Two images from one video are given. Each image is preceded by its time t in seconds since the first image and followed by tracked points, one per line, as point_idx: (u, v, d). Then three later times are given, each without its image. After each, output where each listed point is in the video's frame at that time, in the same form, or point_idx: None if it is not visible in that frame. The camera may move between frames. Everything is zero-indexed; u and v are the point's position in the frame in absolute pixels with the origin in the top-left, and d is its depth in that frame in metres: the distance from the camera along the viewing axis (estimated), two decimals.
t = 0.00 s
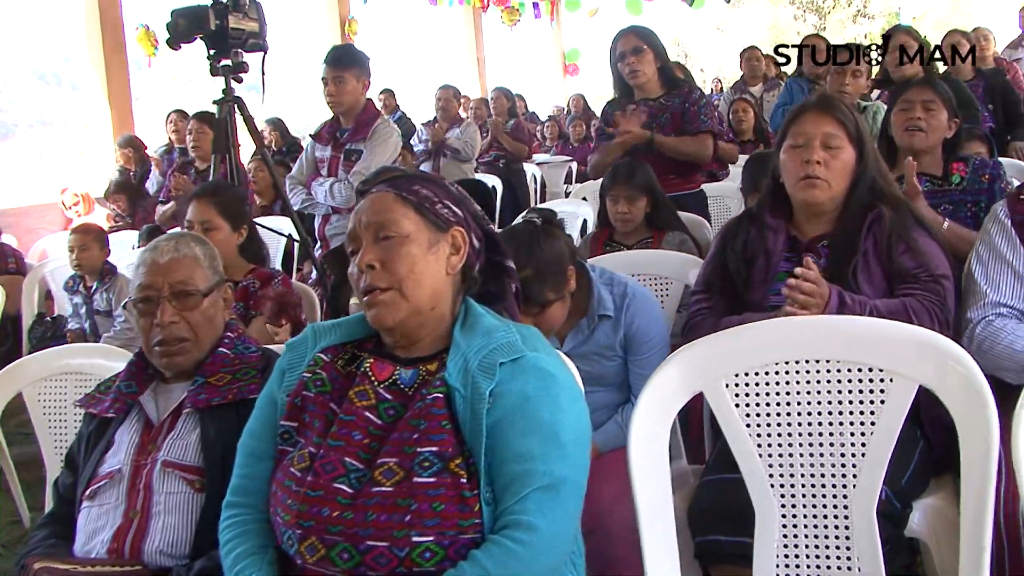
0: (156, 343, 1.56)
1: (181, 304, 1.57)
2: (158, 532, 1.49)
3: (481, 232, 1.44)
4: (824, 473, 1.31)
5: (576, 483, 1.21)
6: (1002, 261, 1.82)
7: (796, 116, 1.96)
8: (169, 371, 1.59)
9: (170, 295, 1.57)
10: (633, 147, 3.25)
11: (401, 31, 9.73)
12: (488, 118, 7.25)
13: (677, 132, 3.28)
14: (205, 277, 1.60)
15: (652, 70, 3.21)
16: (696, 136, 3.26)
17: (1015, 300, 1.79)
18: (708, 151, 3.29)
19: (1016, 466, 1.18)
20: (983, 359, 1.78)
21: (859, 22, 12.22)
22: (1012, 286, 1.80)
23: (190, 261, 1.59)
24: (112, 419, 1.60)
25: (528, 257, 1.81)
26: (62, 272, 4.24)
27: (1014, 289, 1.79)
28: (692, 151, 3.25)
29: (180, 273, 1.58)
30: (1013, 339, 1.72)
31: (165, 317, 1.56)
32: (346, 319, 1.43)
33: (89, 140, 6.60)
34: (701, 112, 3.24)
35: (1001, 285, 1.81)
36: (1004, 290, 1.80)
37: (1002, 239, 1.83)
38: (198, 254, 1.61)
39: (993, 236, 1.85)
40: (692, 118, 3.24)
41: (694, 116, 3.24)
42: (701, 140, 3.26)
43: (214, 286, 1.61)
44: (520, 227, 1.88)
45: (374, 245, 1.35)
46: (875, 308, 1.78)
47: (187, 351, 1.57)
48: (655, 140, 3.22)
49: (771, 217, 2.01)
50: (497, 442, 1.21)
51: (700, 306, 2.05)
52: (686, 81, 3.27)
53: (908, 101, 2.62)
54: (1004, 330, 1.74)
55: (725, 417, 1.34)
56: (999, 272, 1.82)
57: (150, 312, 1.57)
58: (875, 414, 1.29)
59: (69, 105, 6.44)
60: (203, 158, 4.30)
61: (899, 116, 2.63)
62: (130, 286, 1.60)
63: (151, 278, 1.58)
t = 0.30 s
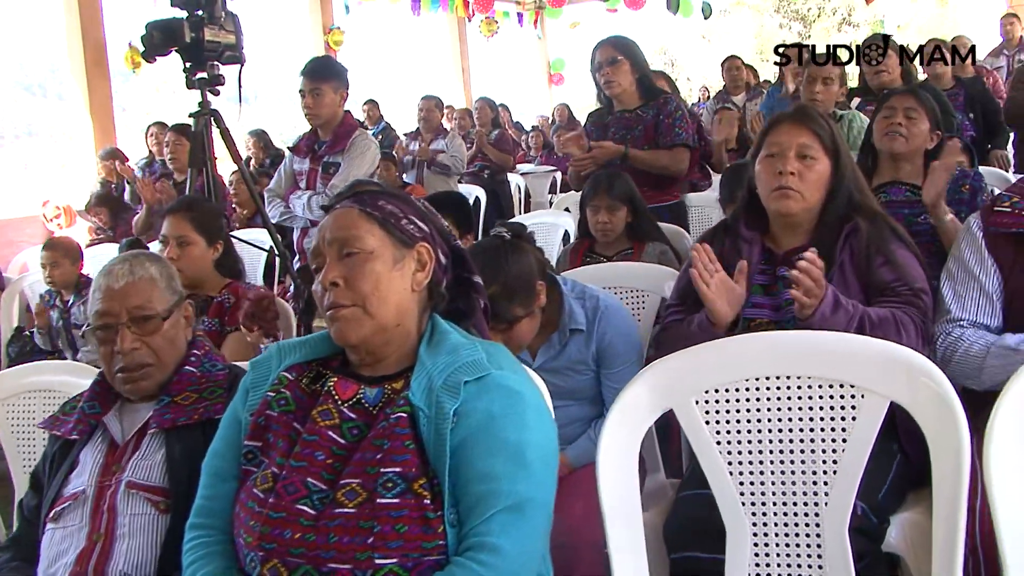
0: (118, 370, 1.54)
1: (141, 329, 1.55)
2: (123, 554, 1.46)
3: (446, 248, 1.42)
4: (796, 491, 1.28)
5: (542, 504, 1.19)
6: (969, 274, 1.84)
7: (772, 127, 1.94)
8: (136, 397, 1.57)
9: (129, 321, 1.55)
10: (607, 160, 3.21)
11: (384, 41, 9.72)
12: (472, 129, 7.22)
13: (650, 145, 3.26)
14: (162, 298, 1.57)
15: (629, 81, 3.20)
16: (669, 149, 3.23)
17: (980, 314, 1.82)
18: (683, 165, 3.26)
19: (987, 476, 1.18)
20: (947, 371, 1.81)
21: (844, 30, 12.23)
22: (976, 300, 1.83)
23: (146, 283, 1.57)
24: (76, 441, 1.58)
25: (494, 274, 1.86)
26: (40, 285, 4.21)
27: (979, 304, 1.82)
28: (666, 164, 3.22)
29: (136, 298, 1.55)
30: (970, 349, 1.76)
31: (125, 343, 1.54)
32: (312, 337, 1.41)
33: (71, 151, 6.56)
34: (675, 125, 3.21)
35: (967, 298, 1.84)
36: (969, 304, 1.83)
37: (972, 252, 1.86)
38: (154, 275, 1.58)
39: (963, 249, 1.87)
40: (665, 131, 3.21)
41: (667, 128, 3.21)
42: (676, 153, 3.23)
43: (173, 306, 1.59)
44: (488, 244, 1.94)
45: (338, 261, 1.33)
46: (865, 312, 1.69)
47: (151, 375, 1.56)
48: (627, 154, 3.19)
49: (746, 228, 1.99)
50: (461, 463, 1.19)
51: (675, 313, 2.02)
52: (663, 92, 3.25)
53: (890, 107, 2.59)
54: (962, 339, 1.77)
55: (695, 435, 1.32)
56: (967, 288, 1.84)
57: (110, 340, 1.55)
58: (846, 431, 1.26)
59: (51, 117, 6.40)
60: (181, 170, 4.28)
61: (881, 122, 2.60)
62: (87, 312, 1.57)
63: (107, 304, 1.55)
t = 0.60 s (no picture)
0: (77, 373, 1.53)
1: (99, 332, 1.53)
2: (80, 562, 1.45)
3: (409, 253, 1.40)
4: (758, 504, 1.27)
5: (500, 515, 1.18)
6: (950, 281, 1.79)
7: (744, 133, 1.93)
8: (93, 400, 1.55)
9: (88, 324, 1.53)
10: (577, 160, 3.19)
11: (374, 42, 9.70)
12: (460, 131, 7.20)
13: (628, 147, 3.23)
14: (125, 302, 1.55)
15: (609, 84, 3.18)
16: (641, 152, 3.18)
17: (962, 321, 1.77)
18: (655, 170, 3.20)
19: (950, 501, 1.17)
20: (931, 382, 1.76)
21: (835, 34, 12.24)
22: (959, 309, 1.78)
23: (109, 286, 1.55)
24: (34, 445, 1.56)
25: (461, 281, 1.87)
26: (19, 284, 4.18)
27: (960, 311, 1.77)
28: (637, 166, 3.17)
29: (98, 299, 1.53)
30: (962, 362, 1.70)
31: (85, 346, 1.52)
32: (271, 343, 1.39)
33: (57, 149, 6.53)
34: (650, 126, 3.17)
35: (949, 306, 1.78)
36: (951, 311, 1.78)
37: (950, 259, 1.80)
38: (116, 277, 1.56)
39: (942, 255, 1.82)
40: (641, 133, 3.19)
41: (642, 131, 3.18)
42: (647, 157, 3.18)
43: (135, 310, 1.57)
44: (458, 250, 1.94)
45: (297, 266, 1.31)
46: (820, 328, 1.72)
47: (109, 379, 1.54)
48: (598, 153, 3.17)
49: (721, 235, 1.96)
50: (417, 473, 1.17)
51: (648, 326, 1.98)
52: (643, 96, 3.22)
53: (870, 115, 2.58)
54: (952, 351, 1.71)
55: (657, 446, 1.30)
56: (948, 292, 1.79)
57: (68, 342, 1.53)
58: (810, 443, 1.25)
59: (35, 114, 6.37)
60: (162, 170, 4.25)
61: (860, 130, 2.59)
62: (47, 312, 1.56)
63: (68, 305, 1.53)
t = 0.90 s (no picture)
0: (21, 392, 1.52)
1: (44, 351, 1.51)
2: None
3: (361, 268, 1.39)
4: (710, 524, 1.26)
5: (444, 536, 1.16)
6: (908, 293, 1.79)
7: (709, 144, 1.92)
8: (41, 417, 1.55)
9: (33, 342, 1.51)
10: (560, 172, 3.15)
11: (355, 48, 9.69)
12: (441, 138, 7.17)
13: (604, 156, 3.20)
14: (72, 320, 1.53)
15: (581, 92, 3.16)
16: (623, 161, 3.16)
17: (918, 333, 1.76)
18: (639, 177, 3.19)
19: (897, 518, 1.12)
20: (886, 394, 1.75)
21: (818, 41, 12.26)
22: (915, 321, 1.77)
23: (58, 303, 1.53)
24: None
25: (424, 294, 1.85)
26: None
27: (916, 323, 1.77)
28: (621, 178, 3.16)
29: (45, 317, 1.51)
30: (912, 363, 1.70)
31: (27, 364, 1.51)
32: (221, 360, 1.37)
33: (34, 156, 6.50)
34: (629, 135, 3.15)
35: (906, 319, 1.78)
36: (908, 325, 1.77)
37: (910, 272, 1.80)
38: (68, 294, 1.54)
39: (901, 269, 1.82)
40: (620, 142, 3.16)
41: (622, 139, 3.16)
42: (629, 165, 3.17)
43: (84, 327, 1.54)
44: (422, 263, 1.93)
45: (245, 282, 1.30)
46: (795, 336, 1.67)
47: (54, 398, 1.53)
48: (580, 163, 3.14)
49: (686, 248, 1.95)
50: (361, 493, 1.16)
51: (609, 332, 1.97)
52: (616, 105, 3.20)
53: (841, 125, 2.55)
54: (903, 354, 1.71)
55: (608, 465, 1.28)
56: (905, 306, 1.79)
57: (14, 358, 1.52)
58: (761, 462, 1.23)
59: (12, 121, 6.34)
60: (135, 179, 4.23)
61: (831, 141, 2.56)
62: None
63: (16, 321, 1.52)
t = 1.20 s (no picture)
0: None
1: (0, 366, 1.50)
2: None
3: (316, 280, 1.39)
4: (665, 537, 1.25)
5: (396, 551, 1.16)
6: (878, 299, 1.70)
7: (675, 151, 1.90)
8: None
9: None
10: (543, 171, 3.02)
11: (338, 56, 9.68)
12: (422, 145, 7.15)
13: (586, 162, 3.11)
14: (30, 334, 1.53)
15: (558, 99, 3.10)
16: (604, 165, 3.08)
17: (890, 341, 1.68)
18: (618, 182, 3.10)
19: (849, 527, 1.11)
20: (859, 403, 1.68)
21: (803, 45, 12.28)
22: (887, 328, 1.69)
23: (15, 318, 1.53)
24: None
25: (393, 312, 1.84)
26: None
27: (887, 330, 1.69)
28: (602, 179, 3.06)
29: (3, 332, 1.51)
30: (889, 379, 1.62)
31: None
32: (177, 373, 1.36)
33: (13, 164, 6.48)
34: (608, 140, 3.08)
35: (877, 325, 1.69)
36: (880, 332, 1.69)
37: (879, 278, 1.71)
38: (25, 309, 1.55)
39: (870, 275, 1.73)
40: (600, 148, 3.09)
41: (601, 144, 3.09)
42: (609, 168, 3.08)
43: (42, 342, 1.54)
44: (386, 276, 1.92)
45: (198, 296, 1.28)
46: (752, 347, 1.70)
47: (12, 415, 1.52)
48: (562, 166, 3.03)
49: (652, 256, 1.92)
50: (311, 508, 1.15)
51: (577, 346, 1.94)
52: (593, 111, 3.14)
53: (810, 136, 2.50)
54: (881, 368, 1.64)
55: (563, 478, 1.28)
56: (877, 313, 1.70)
57: None
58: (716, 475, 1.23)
59: None
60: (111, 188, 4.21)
61: (801, 151, 2.51)
62: None
63: None
